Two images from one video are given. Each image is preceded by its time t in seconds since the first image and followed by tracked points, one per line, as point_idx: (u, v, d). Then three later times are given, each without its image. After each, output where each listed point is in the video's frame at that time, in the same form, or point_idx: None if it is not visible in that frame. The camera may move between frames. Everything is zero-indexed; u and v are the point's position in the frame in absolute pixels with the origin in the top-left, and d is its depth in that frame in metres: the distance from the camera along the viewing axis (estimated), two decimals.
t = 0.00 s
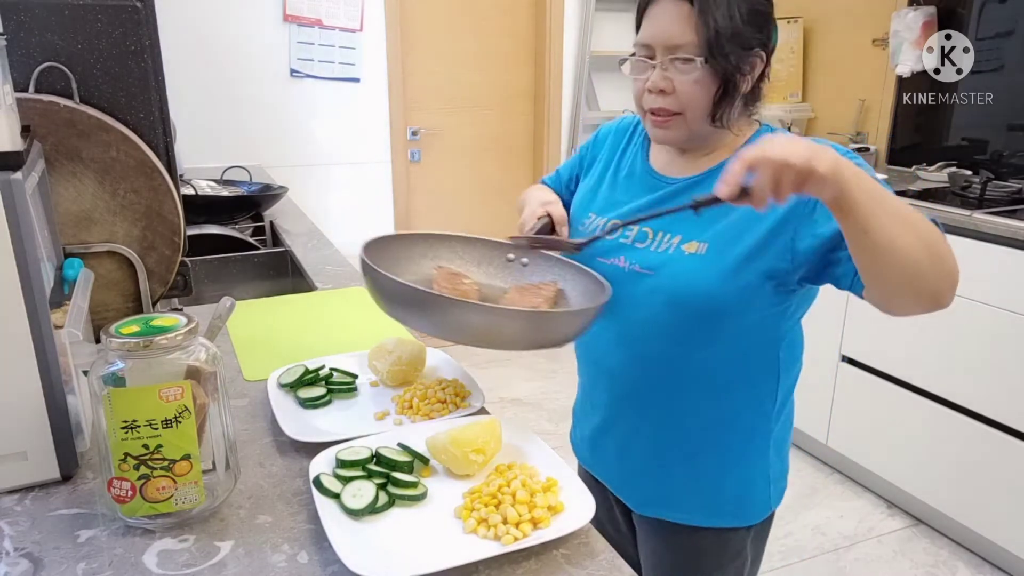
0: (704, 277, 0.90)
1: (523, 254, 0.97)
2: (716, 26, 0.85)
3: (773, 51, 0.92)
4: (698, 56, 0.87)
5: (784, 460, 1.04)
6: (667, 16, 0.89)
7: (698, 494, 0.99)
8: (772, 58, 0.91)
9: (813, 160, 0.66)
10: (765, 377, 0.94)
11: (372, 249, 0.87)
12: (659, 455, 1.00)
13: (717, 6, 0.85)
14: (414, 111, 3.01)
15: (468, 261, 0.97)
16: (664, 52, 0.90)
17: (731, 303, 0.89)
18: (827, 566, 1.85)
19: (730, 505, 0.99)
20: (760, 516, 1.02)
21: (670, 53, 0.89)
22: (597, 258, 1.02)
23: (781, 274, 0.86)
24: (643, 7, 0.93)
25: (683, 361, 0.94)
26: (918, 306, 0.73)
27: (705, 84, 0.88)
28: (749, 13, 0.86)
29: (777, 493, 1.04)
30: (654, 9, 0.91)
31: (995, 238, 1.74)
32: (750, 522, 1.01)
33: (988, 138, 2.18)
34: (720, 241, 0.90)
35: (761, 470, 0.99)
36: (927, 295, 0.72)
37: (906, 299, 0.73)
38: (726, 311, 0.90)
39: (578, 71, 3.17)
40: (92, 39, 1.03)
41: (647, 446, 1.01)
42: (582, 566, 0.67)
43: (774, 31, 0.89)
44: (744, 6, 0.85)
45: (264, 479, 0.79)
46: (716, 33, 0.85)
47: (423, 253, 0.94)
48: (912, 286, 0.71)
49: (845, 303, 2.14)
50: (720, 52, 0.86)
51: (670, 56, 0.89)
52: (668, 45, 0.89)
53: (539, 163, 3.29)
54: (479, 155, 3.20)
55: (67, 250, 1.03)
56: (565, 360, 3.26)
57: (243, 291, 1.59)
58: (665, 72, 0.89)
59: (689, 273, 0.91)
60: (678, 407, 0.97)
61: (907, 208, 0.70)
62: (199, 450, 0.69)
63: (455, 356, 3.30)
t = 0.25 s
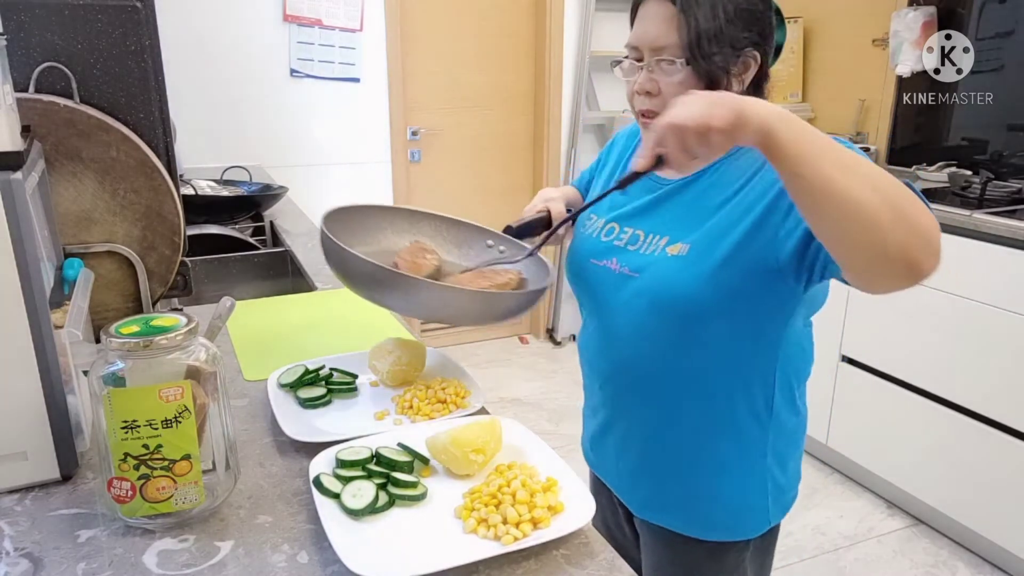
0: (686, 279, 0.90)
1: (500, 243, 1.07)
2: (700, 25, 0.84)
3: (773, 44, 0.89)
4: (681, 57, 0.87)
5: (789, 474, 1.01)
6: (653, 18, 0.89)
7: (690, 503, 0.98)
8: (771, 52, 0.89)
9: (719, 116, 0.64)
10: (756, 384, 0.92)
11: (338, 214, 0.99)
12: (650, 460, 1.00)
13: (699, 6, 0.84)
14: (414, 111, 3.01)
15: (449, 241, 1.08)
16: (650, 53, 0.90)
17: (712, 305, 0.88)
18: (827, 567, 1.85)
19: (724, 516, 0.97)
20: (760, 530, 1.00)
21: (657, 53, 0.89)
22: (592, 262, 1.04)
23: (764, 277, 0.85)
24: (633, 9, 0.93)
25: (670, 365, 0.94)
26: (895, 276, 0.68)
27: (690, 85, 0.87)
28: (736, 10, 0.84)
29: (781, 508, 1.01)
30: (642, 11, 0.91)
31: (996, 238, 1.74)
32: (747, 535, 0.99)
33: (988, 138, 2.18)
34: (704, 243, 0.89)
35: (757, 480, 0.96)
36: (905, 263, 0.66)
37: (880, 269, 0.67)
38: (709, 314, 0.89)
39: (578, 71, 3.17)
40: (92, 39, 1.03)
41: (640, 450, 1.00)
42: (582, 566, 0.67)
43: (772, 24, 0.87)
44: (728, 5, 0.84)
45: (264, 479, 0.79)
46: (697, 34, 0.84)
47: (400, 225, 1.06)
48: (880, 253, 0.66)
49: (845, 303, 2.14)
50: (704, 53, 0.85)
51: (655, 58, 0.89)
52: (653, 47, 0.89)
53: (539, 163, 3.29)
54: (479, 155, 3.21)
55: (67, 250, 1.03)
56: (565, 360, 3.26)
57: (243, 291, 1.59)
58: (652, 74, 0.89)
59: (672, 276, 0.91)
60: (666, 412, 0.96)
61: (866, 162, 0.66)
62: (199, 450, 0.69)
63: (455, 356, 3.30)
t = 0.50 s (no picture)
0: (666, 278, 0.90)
1: (483, 239, 1.14)
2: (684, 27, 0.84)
3: (775, 40, 0.86)
4: (668, 59, 0.88)
5: (786, 478, 0.99)
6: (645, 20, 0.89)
7: (680, 502, 0.97)
8: (772, 48, 0.86)
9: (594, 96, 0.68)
10: (743, 385, 0.91)
11: (319, 202, 1.11)
12: (640, 461, 1.00)
13: (685, 8, 0.84)
14: (414, 110, 3.02)
15: (442, 237, 1.17)
16: (641, 54, 0.91)
17: (692, 305, 0.88)
18: (827, 567, 1.85)
19: (714, 518, 0.96)
20: (753, 533, 0.98)
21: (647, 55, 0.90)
22: (590, 262, 1.05)
23: (744, 276, 0.85)
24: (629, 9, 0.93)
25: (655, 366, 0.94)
26: (815, 232, 0.66)
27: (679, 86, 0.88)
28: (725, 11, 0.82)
29: (778, 512, 0.99)
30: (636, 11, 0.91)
31: (995, 238, 1.74)
32: (740, 537, 0.98)
33: (989, 138, 2.18)
34: (687, 241, 0.89)
35: (748, 484, 0.95)
36: (817, 216, 0.64)
37: (796, 224, 0.66)
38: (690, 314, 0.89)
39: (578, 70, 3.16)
40: (93, 39, 1.03)
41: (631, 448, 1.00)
42: (582, 566, 0.67)
43: (771, 20, 0.84)
44: (716, 5, 0.82)
45: (264, 479, 0.79)
46: (682, 37, 0.84)
47: (398, 220, 1.17)
48: (785, 204, 0.65)
49: (845, 303, 2.14)
50: (690, 55, 0.85)
51: (646, 59, 0.90)
52: (643, 48, 0.90)
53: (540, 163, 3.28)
54: (479, 155, 3.21)
55: (68, 250, 1.03)
56: (565, 360, 3.26)
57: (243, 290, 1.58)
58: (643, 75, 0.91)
59: (655, 276, 0.92)
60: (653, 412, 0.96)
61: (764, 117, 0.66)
62: (199, 450, 0.69)
63: (455, 356, 3.30)
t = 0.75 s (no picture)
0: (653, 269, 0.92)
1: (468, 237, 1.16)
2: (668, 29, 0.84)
3: (758, 41, 0.86)
4: (651, 60, 0.88)
5: (776, 466, 1.00)
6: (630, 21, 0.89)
7: (669, 493, 0.98)
8: (754, 49, 0.86)
9: (523, 119, 0.72)
10: (727, 374, 0.92)
11: (310, 201, 1.15)
12: (629, 452, 1.01)
13: (667, 11, 0.84)
14: (414, 110, 3.02)
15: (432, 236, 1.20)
16: (625, 55, 0.90)
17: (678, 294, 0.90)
18: (827, 567, 1.85)
19: (706, 507, 0.97)
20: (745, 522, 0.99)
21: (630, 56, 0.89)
22: (579, 258, 1.06)
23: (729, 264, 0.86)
24: (615, 7, 0.92)
25: (643, 356, 0.96)
26: (767, 209, 0.68)
27: (660, 87, 0.88)
28: (709, 13, 0.82)
29: (768, 501, 1.00)
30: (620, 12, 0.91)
31: (995, 238, 1.74)
32: (731, 526, 0.99)
33: (988, 138, 2.19)
34: (669, 233, 0.91)
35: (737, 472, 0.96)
36: (758, 192, 0.66)
37: (746, 204, 0.68)
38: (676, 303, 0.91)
39: (578, 71, 3.17)
40: (93, 39, 1.03)
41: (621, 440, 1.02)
42: (582, 566, 0.67)
43: (754, 22, 0.84)
44: (697, 8, 0.82)
45: (264, 479, 0.79)
46: (663, 39, 0.85)
47: (392, 219, 1.20)
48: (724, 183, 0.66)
49: (845, 303, 2.14)
50: (670, 57, 0.85)
51: (630, 59, 0.89)
52: (626, 50, 0.89)
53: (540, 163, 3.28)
54: (479, 155, 3.21)
55: (68, 250, 1.03)
56: (565, 360, 3.26)
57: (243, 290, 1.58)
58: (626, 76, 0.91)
59: (641, 267, 0.93)
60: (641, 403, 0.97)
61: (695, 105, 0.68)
62: (199, 450, 0.69)
63: (455, 356, 3.30)
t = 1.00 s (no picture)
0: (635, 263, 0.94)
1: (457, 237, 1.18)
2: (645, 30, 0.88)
3: (736, 43, 0.90)
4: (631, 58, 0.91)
5: (760, 457, 1.02)
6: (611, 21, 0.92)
7: (655, 483, 1.01)
8: (731, 51, 0.90)
9: (527, 194, 0.73)
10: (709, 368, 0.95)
11: (301, 203, 1.16)
12: (615, 444, 1.04)
13: (645, 11, 0.87)
14: (414, 111, 3.02)
15: (419, 237, 1.20)
16: (605, 55, 0.94)
17: (659, 287, 0.92)
18: (827, 567, 1.85)
19: (691, 496, 1.00)
20: (728, 511, 1.01)
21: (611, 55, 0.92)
22: (566, 254, 1.09)
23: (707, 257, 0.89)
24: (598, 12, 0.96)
25: (628, 349, 0.98)
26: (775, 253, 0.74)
27: (639, 85, 0.91)
28: (686, 13, 0.86)
29: (752, 491, 1.02)
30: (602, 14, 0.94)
31: (995, 238, 1.74)
32: (716, 515, 1.01)
33: (988, 138, 2.19)
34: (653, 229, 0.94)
35: (721, 461, 0.98)
36: (773, 243, 0.73)
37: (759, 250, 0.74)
38: (656, 296, 0.93)
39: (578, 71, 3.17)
40: (93, 39, 1.03)
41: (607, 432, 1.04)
42: (582, 566, 0.67)
43: (731, 25, 0.88)
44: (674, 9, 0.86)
45: (264, 479, 0.79)
46: (641, 38, 0.88)
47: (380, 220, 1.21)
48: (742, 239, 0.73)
49: (845, 303, 2.15)
50: (649, 55, 0.88)
51: (611, 58, 0.92)
52: (607, 49, 0.92)
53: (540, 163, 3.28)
54: (479, 155, 3.21)
55: (68, 250, 1.03)
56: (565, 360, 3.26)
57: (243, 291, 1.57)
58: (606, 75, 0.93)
59: (625, 262, 0.96)
60: (626, 394, 1.00)
61: (703, 168, 0.72)
62: (199, 450, 0.69)
63: (455, 356, 3.30)
